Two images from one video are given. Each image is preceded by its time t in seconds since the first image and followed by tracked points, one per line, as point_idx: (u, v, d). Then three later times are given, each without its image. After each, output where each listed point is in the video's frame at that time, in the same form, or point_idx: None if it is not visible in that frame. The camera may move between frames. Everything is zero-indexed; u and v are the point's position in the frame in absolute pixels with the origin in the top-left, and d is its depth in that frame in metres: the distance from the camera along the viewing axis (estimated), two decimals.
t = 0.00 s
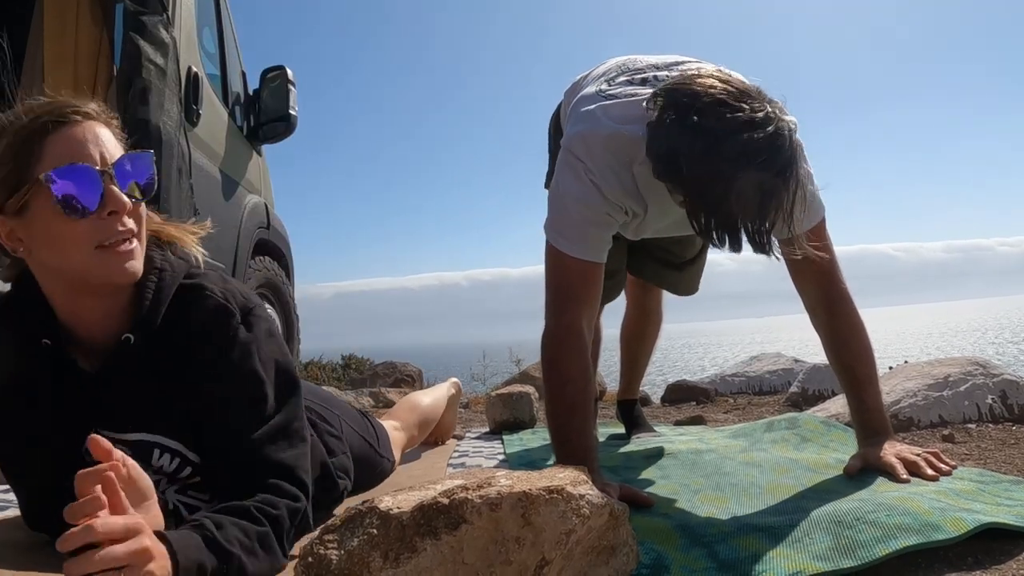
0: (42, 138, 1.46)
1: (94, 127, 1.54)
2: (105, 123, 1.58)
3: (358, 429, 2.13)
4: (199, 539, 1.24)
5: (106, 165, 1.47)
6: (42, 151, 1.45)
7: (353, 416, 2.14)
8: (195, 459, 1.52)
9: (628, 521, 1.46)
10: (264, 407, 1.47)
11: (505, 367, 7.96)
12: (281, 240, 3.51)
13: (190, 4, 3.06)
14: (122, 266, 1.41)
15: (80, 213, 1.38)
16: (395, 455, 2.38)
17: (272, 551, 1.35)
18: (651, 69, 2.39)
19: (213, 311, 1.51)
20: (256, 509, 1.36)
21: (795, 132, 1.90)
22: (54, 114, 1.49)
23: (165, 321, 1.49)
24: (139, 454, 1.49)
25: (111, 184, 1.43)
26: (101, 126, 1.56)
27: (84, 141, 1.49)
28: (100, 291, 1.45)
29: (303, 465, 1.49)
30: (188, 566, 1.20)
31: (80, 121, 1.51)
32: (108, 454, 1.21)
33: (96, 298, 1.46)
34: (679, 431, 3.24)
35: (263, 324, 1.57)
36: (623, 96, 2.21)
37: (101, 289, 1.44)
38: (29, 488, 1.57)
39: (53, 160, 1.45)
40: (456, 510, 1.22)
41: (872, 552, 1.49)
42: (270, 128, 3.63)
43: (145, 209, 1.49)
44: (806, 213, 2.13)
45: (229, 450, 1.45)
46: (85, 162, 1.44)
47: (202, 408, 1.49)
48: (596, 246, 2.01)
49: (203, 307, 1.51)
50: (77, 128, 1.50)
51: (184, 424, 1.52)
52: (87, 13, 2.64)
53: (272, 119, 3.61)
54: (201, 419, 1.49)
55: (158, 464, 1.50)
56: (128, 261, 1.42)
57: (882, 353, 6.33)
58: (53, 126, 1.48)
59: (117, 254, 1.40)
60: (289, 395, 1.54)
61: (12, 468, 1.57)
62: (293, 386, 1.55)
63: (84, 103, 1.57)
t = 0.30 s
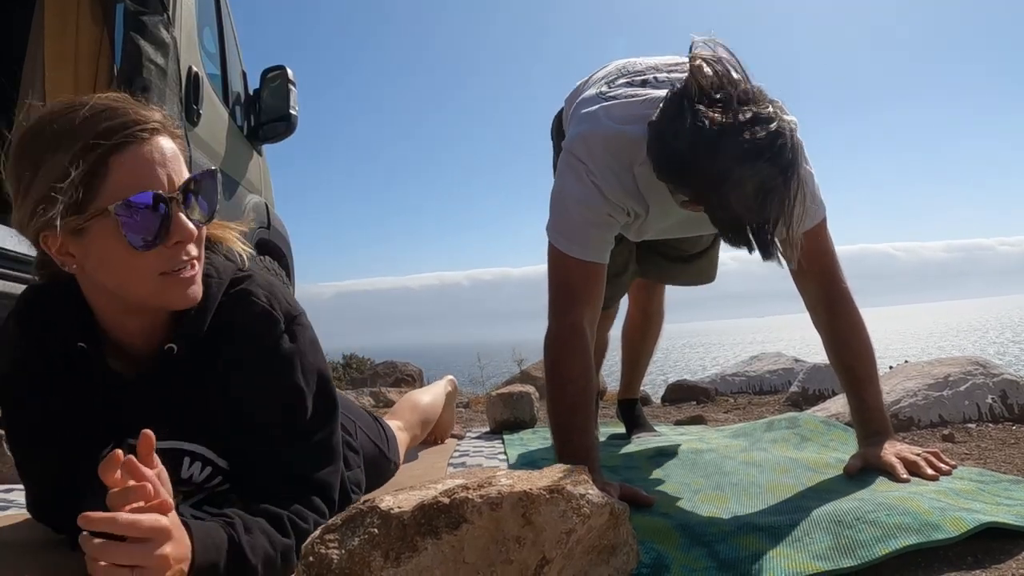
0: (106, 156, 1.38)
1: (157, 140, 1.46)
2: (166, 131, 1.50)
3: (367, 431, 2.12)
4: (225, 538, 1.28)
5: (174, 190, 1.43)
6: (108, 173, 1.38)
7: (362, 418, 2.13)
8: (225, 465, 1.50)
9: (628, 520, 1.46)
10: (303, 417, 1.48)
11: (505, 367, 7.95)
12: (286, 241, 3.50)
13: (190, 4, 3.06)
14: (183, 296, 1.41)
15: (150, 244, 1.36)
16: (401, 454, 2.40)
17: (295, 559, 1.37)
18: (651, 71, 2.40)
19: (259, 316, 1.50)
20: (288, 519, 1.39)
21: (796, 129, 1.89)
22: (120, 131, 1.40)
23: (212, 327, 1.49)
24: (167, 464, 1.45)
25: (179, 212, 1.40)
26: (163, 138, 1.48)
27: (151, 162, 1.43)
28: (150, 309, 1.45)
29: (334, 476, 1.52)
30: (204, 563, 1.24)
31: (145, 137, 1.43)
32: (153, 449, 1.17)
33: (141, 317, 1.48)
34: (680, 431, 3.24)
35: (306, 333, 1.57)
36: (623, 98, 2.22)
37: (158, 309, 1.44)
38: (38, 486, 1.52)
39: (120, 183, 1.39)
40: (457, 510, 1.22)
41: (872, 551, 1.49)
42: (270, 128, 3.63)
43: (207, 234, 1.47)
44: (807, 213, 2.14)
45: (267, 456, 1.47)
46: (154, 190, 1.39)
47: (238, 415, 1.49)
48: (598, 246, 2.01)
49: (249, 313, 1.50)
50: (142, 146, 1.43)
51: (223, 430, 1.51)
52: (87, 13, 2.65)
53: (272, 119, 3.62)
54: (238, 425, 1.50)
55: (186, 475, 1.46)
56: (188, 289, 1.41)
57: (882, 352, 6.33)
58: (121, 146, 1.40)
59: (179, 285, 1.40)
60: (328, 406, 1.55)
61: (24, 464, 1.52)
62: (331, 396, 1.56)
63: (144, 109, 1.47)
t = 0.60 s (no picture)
0: (173, 159, 1.39)
1: (218, 148, 1.47)
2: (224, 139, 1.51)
3: (374, 436, 2.11)
4: (229, 541, 1.27)
5: (231, 198, 1.45)
6: (173, 177, 1.38)
7: (369, 424, 2.13)
8: (237, 466, 1.52)
9: (628, 520, 1.46)
10: (319, 422, 1.48)
11: (505, 367, 7.95)
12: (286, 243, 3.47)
13: (190, 4, 3.06)
14: (231, 303, 1.41)
15: (204, 247, 1.36)
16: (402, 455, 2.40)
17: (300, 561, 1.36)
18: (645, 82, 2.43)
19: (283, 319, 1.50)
20: (292, 521, 1.39)
21: (785, 128, 1.88)
22: (187, 137, 1.40)
23: (239, 330, 1.49)
24: (181, 461, 1.49)
25: (235, 220, 1.42)
26: (222, 146, 1.49)
27: (213, 170, 1.44)
28: (193, 314, 1.45)
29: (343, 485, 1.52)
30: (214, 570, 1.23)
31: (209, 144, 1.44)
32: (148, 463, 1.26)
33: (181, 321, 1.48)
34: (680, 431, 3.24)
35: (327, 340, 1.56)
36: (620, 108, 2.24)
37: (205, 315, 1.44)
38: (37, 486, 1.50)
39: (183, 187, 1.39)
40: (457, 510, 1.22)
41: (872, 551, 1.49)
42: (270, 128, 3.63)
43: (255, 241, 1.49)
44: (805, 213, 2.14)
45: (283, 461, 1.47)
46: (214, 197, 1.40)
47: (256, 419, 1.49)
48: (598, 259, 2.01)
49: (273, 317, 1.50)
50: (205, 152, 1.44)
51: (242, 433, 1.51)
52: (87, 14, 2.66)
53: (272, 119, 3.61)
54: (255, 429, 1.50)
55: (201, 474, 1.51)
56: (236, 296, 1.42)
57: (882, 352, 6.32)
58: (186, 152, 1.41)
59: (229, 292, 1.40)
60: (345, 412, 1.54)
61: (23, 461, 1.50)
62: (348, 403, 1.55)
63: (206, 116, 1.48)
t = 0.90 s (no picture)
0: (168, 166, 1.38)
1: (215, 153, 1.46)
2: (224, 142, 1.50)
3: (373, 436, 2.11)
4: (227, 542, 1.28)
5: (230, 205, 1.44)
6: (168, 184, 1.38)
7: (369, 423, 2.13)
8: (239, 470, 1.53)
9: (628, 520, 1.46)
10: (321, 426, 1.48)
11: (505, 366, 7.95)
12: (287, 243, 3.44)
13: (189, 5, 3.07)
14: (228, 312, 1.42)
15: (201, 254, 1.37)
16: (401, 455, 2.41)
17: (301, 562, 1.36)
18: (643, 87, 2.44)
19: (286, 322, 1.50)
20: (292, 523, 1.39)
21: (784, 130, 1.89)
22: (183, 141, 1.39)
23: (242, 333, 1.49)
24: (185, 467, 1.49)
25: (233, 227, 1.42)
26: (221, 151, 1.48)
27: (210, 176, 1.43)
28: (191, 322, 1.45)
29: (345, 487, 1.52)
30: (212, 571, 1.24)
31: (207, 149, 1.43)
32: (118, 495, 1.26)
33: (179, 326, 1.48)
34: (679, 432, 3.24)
35: (329, 344, 1.56)
36: (620, 112, 2.24)
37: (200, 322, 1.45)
38: (33, 488, 1.48)
39: (179, 194, 1.39)
40: (456, 510, 1.22)
41: (872, 551, 1.49)
42: (270, 128, 3.62)
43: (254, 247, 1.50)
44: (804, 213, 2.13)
45: (285, 464, 1.48)
46: (212, 205, 1.40)
47: (259, 422, 1.49)
48: (601, 261, 2.01)
49: (276, 319, 1.50)
50: (202, 157, 1.43)
51: (244, 437, 1.51)
52: (87, 14, 2.65)
53: (272, 119, 3.61)
54: (257, 432, 1.50)
55: (204, 479, 1.51)
56: (234, 304, 1.42)
57: (881, 352, 6.32)
58: (182, 157, 1.40)
59: (226, 300, 1.41)
60: (347, 415, 1.54)
61: (19, 463, 1.48)
62: (350, 406, 1.55)
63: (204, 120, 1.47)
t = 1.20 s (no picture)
0: (164, 166, 1.38)
1: (212, 153, 1.46)
2: (220, 143, 1.51)
3: (366, 432, 2.11)
4: (225, 540, 1.28)
5: (227, 205, 1.44)
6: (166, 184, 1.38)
7: (361, 418, 2.13)
8: (237, 470, 1.53)
9: (628, 520, 1.46)
10: (318, 425, 1.48)
11: (505, 366, 7.95)
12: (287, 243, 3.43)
13: (190, 5, 3.07)
14: (226, 312, 1.41)
15: (199, 254, 1.37)
16: (399, 458, 2.41)
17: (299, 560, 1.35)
18: (635, 91, 2.44)
19: (282, 323, 1.50)
20: (290, 522, 1.39)
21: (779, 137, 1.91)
22: (179, 142, 1.40)
23: (238, 333, 1.49)
24: (183, 468, 1.49)
25: (230, 228, 1.42)
26: (217, 150, 1.48)
27: (207, 175, 1.43)
28: (188, 322, 1.45)
29: (342, 486, 1.51)
30: (211, 567, 1.23)
31: (204, 149, 1.43)
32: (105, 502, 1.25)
33: (176, 326, 1.48)
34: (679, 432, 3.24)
35: (326, 344, 1.56)
36: (614, 115, 2.25)
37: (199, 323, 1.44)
38: (32, 488, 1.48)
39: (176, 194, 1.39)
40: (456, 510, 1.22)
41: (872, 552, 1.49)
42: (270, 128, 3.62)
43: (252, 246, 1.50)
44: (792, 217, 2.15)
45: (282, 464, 1.48)
46: (208, 205, 1.40)
47: (256, 422, 1.49)
48: (600, 263, 2.01)
49: (272, 319, 1.50)
50: (198, 158, 1.43)
51: (241, 437, 1.51)
52: (87, 14, 2.65)
53: (271, 119, 3.61)
54: (254, 432, 1.50)
55: (203, 479, 1.51)
56: (232, 303, 1.42)
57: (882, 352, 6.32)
58: (179, 158, 1.40)
59: (224, 300, 1.40)
60: (343, 414, 1.54)
61: (16, 464, 1.48)
62: (347, 405, 1.56)
63: (200, 120, 1.48)
